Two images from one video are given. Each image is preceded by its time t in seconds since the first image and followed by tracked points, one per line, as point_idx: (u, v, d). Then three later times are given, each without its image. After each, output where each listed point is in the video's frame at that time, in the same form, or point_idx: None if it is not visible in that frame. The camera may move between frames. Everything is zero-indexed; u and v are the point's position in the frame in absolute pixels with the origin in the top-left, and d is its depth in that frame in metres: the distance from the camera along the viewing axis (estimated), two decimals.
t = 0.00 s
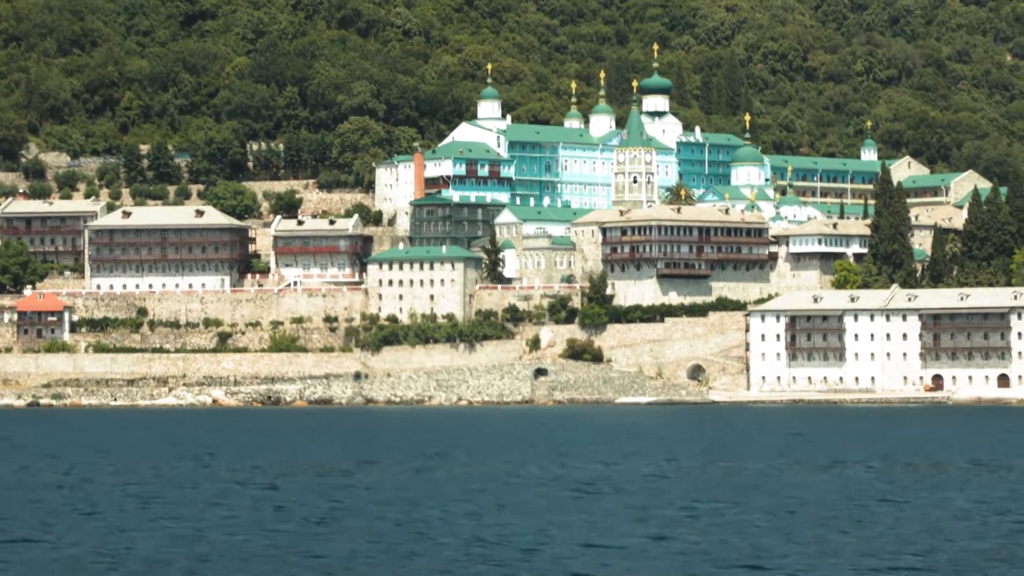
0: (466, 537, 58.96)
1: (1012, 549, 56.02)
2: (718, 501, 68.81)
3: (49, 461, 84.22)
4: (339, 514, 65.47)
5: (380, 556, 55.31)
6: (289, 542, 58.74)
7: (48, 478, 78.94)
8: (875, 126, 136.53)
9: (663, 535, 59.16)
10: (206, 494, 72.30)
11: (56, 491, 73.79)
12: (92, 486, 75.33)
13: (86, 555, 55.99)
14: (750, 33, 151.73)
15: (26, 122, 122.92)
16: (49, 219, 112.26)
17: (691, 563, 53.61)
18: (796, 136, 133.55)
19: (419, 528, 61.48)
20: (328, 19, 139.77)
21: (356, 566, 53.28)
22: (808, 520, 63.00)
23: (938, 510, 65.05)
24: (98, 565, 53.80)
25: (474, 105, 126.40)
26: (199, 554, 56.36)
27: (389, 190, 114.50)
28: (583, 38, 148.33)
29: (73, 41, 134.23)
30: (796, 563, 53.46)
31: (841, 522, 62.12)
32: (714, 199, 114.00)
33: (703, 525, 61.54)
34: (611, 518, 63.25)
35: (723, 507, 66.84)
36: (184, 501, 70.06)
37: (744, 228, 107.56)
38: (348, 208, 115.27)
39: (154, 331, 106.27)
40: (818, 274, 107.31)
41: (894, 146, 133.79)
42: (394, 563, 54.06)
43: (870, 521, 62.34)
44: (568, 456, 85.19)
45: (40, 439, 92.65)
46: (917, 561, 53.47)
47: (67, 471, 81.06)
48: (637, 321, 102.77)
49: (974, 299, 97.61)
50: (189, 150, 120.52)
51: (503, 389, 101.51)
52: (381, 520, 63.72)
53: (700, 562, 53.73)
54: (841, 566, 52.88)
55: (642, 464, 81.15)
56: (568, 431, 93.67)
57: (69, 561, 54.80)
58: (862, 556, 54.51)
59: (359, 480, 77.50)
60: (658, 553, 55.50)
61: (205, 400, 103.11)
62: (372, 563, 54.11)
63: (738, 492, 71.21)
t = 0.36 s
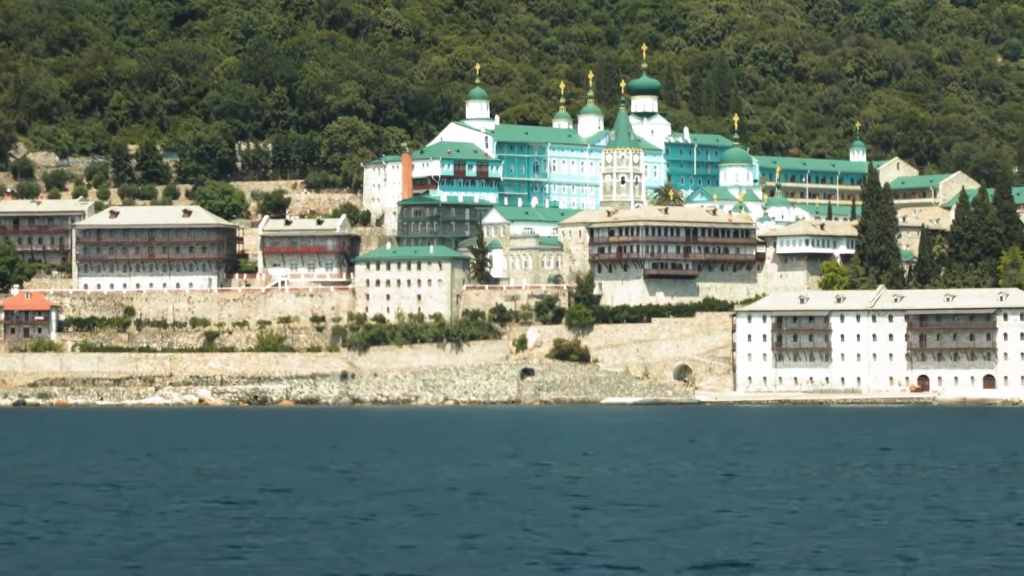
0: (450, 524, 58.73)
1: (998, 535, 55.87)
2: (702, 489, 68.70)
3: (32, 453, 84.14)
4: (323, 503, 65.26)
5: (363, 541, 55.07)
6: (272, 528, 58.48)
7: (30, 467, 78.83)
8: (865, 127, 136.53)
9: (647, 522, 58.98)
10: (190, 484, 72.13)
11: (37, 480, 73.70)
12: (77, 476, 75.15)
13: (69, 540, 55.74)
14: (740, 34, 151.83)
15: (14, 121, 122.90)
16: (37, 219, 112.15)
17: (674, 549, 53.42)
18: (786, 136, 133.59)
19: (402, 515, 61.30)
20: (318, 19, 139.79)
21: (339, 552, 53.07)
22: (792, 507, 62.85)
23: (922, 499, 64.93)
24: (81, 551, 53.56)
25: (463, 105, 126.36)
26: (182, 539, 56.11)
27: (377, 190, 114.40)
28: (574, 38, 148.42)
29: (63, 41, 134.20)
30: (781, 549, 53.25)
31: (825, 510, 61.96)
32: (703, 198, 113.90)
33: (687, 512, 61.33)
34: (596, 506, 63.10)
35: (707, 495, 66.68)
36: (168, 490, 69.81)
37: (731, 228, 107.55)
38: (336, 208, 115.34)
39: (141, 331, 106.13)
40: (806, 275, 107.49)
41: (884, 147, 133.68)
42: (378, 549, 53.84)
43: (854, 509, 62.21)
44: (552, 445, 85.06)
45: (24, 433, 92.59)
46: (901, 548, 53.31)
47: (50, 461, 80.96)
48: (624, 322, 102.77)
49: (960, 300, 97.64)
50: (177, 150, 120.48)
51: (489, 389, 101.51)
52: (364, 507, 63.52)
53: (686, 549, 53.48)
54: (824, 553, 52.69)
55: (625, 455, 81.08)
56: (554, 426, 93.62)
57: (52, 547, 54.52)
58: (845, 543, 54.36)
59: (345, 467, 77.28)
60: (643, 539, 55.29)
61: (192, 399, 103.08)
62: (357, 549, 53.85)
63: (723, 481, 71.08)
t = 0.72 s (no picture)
0: (431, 529, 58.75)
1: (978, 542, 55.88)
2: (685, 491, 68.74)
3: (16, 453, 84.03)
4: (303, 505, 65.20)
5: (344, 548, 55.08)
6: (250, 533, 58.44)
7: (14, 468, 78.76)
8: (855, 128, 136.46)
9: (628, 528, 59.00)
10: (174, 486, 72.12)
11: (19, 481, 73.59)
12: (60, 476, 75.09)
13: (48, 545, 55.73)
14: (731, 35, 151.82)
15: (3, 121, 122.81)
16: (25, 218, 112.24)
17: (654, 557, 53.41)
18: (776, 137, 133.60)
19: (384, 519, 61.31)
20: (308, 19, 139.74)
21: (319, 558, 53.07)
22: (774, 513, 62.88)
23: (903, 505, 64.96)
24: (59, 556, 53.49)
25: (452, 104, 126.14)
26: (163, 545, 56.10)
27: (365, 190, 114.57)
28: (565, 38, 148.42)
29: (53, 40, 134.16)
30: (760, 558, 53.21)
31: (806, 516, 61.92)
32: (691, 199, 113.97)
33: (669, 517, 61.36)
34: (578, 512, 63.12)
35: (689, 499, 66.64)
36: (149, 493, 69.75)
37: (719, 228, 107.44)
38: (324, 208, 115.36)
39: (129, 331, 106.12)
40: (794, 275, 107.48)
41: (874, 148, 133.63)
42: (359, 555, 53.84)
43: (836, 515, 62.23)
44: (536, 448, 84.96)
45: (10, 433, 92.50)
46: (881, 557, 53.31)
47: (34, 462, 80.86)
48: (612, 323, 102.65)
49: (946, 301, 97.67)
50: (166, 149, 120.41)
51: (476, 390, 101.41)
52: (347, 510, 63.53)
53: (663, 557, 53.43)
54: (804, 561, 52.71)
55: (609, 456, 81.03)
56: (540, 428, 93.60)
57: (29, 552, 54.45)
58: (825, 552, 54.38)
59: (329, 468, 77.23)
60: (621, 547, 55.23)
61: (179, 399, 102.84)
62: (337, 555, 53.86)
63: (707, 485, 71.11)
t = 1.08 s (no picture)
0: (414, 526, 58.68)
1: (956, 538, 55.83)
2: (668, 489, 68.69)
3: None
4: (284, 503, 65.13)
5: (327, 544, 55.02)
6: (229, 530, 58.37)
7: None
8: (845, 128, 136.49)
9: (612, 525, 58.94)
10: (156, 483, 72.09)
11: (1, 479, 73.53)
12: (45, 473, 75.00)
13: (27, 541, 55.64)
14: (722, 34, 151.92)
15: None
16: (14, 217, 112.09)
17: (637, 552, 53.36)
18: (765, 137, 133.65)
19: (368, 516, 61.25)
20: (298, 18, 139.75)
21: (296, 554, 53.03)
22: (758, 509, 62.87)
23: (885, 502, 64.88)
24: (35, 552, 53.41)
25: (441, 105, 126.78)
26: (144, 542, 56.04)
27: (354, 190, 114.47)
28: (555, 38, 148.47)
29: (42, 39, 134.19)
30: (735, 554, 53.14)
31: (785, 512, 61.89)
32: (679, 199, 114.00)
33: (653, 513, 61.29)
34: (559, 510, 63.06)
35: (670, 496, 66.64)
36: (131, 489, 69.68)
37: (706, 229, 107.49)
38: (313, 208, 115.35)
39: (116, 330, 105.97)
40: (781, 276, 107.48)
41: (864, 148, 133.65)
42: (342, 551, 53.77)
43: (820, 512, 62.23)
44: (521, 446, 84.92)
45: None
46: (865, 553, 53.27)
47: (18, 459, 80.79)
48: (599, 322, 102.63)
49: (933, 301, 97.71)
50: (155, 149, 120.35)
51: (463, 388, 101.23)
52: (327, 508, 63.45)
53: (639, 553, 53.38)
54: (786, 556, 52.67)
55: (593, 455, 81.05)
56: (526, 427, 93.61)
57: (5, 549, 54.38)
58: (809, 547, 54.34)
59: (315, 466, 77.15)
60: (598, 544, 55.18)
61: (166, 398, 102.82)
62: (320, 552, 53.79)
63: (693, 482, 71.08)
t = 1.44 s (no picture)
0: (394, 526, 58.59)
1: (933, 538, 55.72)
2: (650, 487, 68.62)
3: None
4: (263, 503, 65.00)
5: (306, 544, 54.92)
6: (205, 529, 58.25)
7: None
8: (834, 126, 136.43)
9: (592, 524, 58.89)
10: (136, 483, 71.98)
11: None
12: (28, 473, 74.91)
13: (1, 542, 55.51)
14: (712, 32, 151.94)
15: None
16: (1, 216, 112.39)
17: (616, 552, 53.29)
18: (754, 135, 133.57)
19: (350, 515, 61.19)
20: (287, 16, 139.77)
21: (270, 555, 52.90)
22: (741, 508, 62.82)
23: (865, 501, 64.76)
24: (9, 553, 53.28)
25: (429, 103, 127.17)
26: (119, 542, 55.92)
27: (341, 188, 114.36)
28: (545, 36, 148.43)
29: (31, 38, 134.13)
30: (711, 553, 53.05)
31: (764, 512, 61.81)
32: (668, 197, 113.97)
33: (636, 511, 61.24)
34: (538, 508, 62.93)
35: (650, 494, 66.54)
36: (111, 489, 69.56)
37: (693, 226, 107.67)
38: (301, 205, 115.41)
39: (103, 328, 106.04)
40: (768, 273, 107.30)
41: (853, 146, 133.60)
42: (315, 551, 53.63)
43: (802, 510, 62.19)
44: (505, 445, 84.83)
45: None
46: (846, 553, 53.22)
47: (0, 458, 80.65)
48: (587, 319, 102.44)
49: (919, 299, 97.71)
50: (142, 147, 120.28)
51: (450, 387, 101.59)
52: (305, 508, 63.36)
53: (615, 552, 53.24)
54: (767, 555, 52.63)
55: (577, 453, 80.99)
56: (511, 425, 93.58)
57: None
58: (791, 547, 54.32)
59: (299, 465, 77.11)
60: (574, 543, 55.06)
61: (153, 396, 103.05)
62: (294, 552, 53.66)
63: (677, 480, 71.03)
